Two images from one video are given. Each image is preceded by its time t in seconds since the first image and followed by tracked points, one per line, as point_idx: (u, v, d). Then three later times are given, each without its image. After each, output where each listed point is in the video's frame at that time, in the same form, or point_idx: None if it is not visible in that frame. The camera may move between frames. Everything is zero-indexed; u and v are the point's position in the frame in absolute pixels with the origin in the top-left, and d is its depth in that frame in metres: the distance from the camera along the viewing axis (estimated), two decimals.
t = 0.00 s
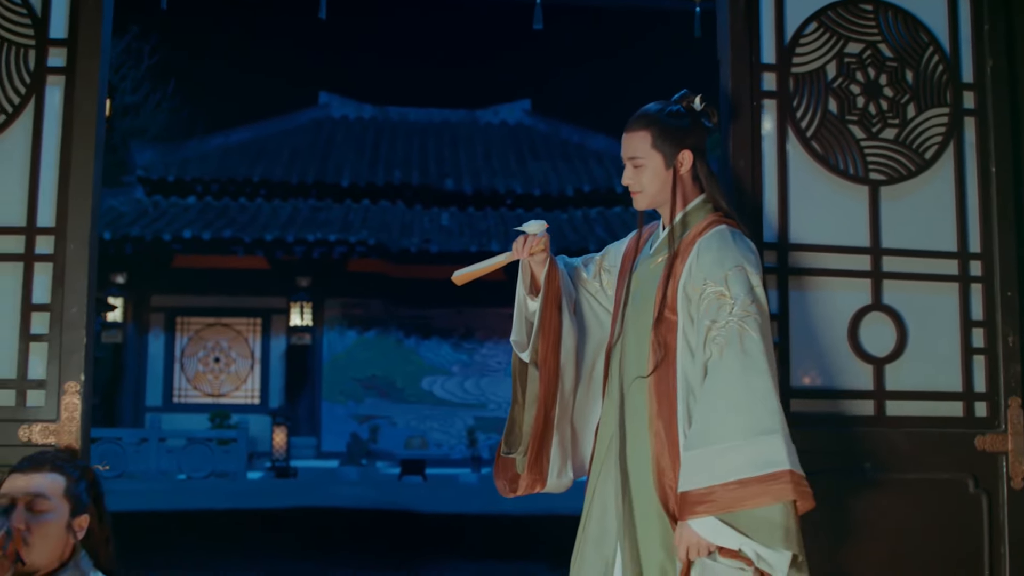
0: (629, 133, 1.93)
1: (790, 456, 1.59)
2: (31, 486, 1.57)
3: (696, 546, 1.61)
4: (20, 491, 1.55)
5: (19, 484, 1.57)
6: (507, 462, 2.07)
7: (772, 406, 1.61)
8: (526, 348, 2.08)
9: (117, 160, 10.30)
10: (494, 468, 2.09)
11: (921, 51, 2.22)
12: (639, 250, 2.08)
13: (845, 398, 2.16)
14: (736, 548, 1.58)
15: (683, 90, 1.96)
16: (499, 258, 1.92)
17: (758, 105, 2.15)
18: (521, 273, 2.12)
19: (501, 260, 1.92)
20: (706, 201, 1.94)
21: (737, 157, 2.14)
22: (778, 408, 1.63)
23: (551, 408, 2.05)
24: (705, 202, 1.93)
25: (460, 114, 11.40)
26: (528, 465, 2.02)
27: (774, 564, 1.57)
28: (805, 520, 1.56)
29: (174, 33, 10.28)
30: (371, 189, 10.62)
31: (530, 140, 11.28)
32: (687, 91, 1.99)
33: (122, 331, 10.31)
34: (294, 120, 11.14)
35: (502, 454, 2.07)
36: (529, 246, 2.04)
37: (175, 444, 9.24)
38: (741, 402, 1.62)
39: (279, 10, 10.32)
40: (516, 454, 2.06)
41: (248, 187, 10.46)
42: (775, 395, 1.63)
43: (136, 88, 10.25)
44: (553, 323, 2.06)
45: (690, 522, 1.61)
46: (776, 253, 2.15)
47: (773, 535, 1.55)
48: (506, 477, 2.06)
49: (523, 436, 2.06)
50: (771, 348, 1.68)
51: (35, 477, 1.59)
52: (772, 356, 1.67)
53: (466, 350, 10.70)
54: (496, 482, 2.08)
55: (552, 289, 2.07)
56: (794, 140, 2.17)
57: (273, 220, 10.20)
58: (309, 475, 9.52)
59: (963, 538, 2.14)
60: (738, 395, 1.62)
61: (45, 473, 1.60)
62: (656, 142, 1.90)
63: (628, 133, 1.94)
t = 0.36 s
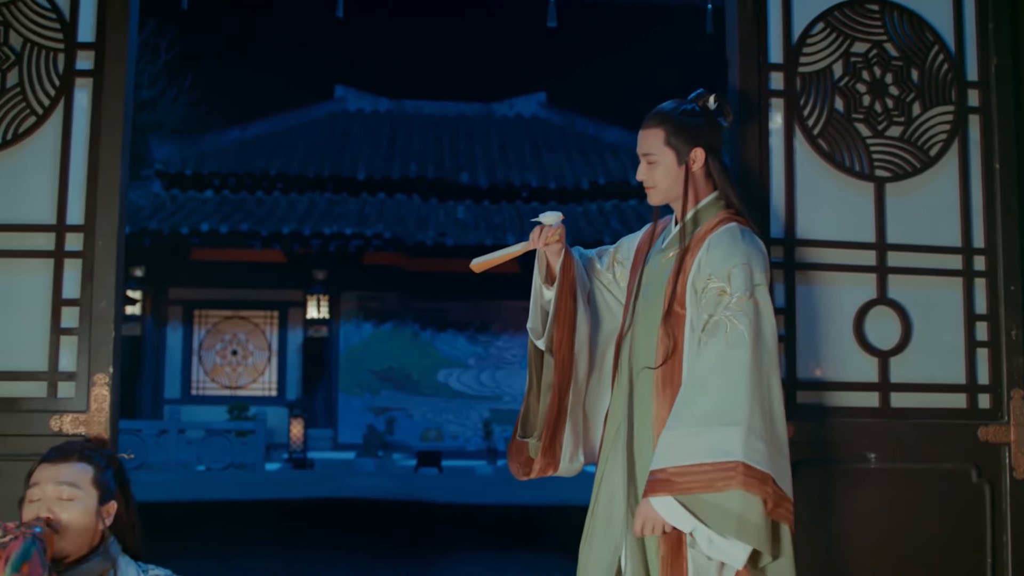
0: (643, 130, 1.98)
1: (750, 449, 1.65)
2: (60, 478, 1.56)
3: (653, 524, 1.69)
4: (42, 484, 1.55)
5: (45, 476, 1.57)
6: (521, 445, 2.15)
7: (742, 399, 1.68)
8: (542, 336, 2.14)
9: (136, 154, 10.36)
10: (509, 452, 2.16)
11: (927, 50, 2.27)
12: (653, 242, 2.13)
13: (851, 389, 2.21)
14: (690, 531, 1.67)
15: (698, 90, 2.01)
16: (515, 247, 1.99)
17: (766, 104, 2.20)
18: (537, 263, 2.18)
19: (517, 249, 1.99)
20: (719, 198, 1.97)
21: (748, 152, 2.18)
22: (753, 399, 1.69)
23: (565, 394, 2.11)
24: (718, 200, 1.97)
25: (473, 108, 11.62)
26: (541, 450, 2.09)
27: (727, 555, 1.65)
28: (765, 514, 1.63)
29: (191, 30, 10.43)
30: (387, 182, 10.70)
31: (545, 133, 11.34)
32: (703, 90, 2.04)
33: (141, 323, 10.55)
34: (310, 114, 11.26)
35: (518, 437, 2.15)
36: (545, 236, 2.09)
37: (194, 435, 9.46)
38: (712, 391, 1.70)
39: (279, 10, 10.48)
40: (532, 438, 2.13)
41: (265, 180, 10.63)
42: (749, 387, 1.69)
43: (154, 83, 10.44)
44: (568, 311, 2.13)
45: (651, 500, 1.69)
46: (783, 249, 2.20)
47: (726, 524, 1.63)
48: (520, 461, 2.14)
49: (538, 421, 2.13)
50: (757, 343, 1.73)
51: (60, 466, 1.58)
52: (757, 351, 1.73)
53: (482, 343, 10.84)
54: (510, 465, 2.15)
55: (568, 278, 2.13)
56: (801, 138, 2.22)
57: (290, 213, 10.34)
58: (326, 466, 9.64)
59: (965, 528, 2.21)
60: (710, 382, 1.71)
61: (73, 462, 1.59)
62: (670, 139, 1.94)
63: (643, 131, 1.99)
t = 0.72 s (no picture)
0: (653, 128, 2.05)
1: (758, 447, 1.74)
2: (85, 474, 1.62)
3: (668, 519, 1.77)
4: (74, 484, 1.61)
5: (73, 473, 1.62)
6: (531, 431, 2.22)
7: (753, 397, 1.77)
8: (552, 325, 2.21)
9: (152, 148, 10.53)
10: (520, 437, 2.24)
11: (929, 50, 2.32)
12: (663, 235, 2.19)
13: (854, 382, 2.27)
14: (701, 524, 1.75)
15: (709, 89, 2.06)
16: (527, 238, 2.06)
17: (771, 103, 2.26)
18: (548, 254, 2.24)
19: (529, 241, 2.06)
20: (728, 196, 2.04)
21: (756, 148, 2.24)
22: (764, 398, 1.78)
23: (574, 383, 2.18)
24: (727, 198, 2.04)
25: (487, 101, 11.54)
26: (551, 436, 2.17)
27: (736, 544, 1.72)
28: (775, 506, 1.72)
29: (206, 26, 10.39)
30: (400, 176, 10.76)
31: (558, 127, 11.34)
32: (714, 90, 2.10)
33: (157, 316, 10.62)
34: (323, 108, 11.30)
35: (529, 422, 2.21)
36: (556, 228, 2.16)
37: (210, 428, 9.56)
38: (723, 391, 1.78)
39: (280, 10, 10.30)
40: (542, 423, 2.20)
41: (279, 174, 10.70)
42: (757, 386, 1.78)
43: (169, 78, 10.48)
44: (578, 302, 2.19)
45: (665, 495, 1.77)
46: (787, 245, 2.25)
47: (738, 516, 1.72)
48: (530, 445, 2.22)
49: (548, 407, 2.20)
50: (766, 343, 1.82)
51: (86, 462, 1.63)
52: (766, 352, 1.81)
53: (494, 335, 10.99)
54: (521, 450, 2.23)
55: (578, 270, 2.19)
56: (805, 136, 2.28)
57: (303, 207, 10.47)
58: (340, 458, 9.75)
59: (965, 517, 2.28)
60: (722, 382, 1.79)
61: (95, 456, 1.65)
62: (678, 136, 2.01)
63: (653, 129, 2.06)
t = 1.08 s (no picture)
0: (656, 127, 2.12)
1: (781, 440, 1.82)
2: (108, 468, 1.68)
3: (697, 514, 1.86)
4: (96, 478, 1.67)
5: (97, 466, 1.68)
6: (537, 421, 2.30)
7: (770, 393, 1.84)
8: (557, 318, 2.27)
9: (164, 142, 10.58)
10: (526, 427, 2.31)
11: (927, 49, 2.37)
12: (666, 229, 2.25)
13: (852, 374, 2.34)
14: (728, 516, 1.81)
15: (711, 88, 2.12)
16: (534, 233, 2.13)
17: (772, 102, 2.31)
18: (552, 250, 2.30)
19: (534, 235, 2.12)
20: (732, 193, 2.10)
21: (758, 145, 2.29)
22: (778, 392, 1.85)
23: (578, 373, 2.25)
24: (731, 195, 2.10)
25: (495, 95, 11.69)
26: (556, 425, 2.24)
27: (763, 534, 1.80)
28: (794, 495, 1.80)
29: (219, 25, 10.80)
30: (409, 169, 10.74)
31: (566, 120, 11.37)
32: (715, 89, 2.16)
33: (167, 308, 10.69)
34: (333, 101, 11.44)
35: (534, 413, 2.29)
36: (558, 224, 2.22)
37: (222, 419, 9.86)
38: (743, 386, 1.85)
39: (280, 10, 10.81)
40: (547, 413, 2.27)
41: (288, 167, 10.64)
42: (775, 381, 1.85)
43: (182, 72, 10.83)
44: (582, 295, 2.25)
45: (691, 491, 1.85)
46: (788, 240, 2.31)
47: (763, 507, 1.79)
48: (537, 435, 2.30)
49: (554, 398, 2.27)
50: (777, 337, 1.88)
51: (108, 455, 1.68)
52: (778, 346, 1.89)
53: (503, 328, 11.20)
54: (528, 440, 2.30)
55: (581, 264, 2.25)
56: (806, 134, 2.33)
57: (314, 200, 10.40)
58: (350, 449, 9.88)
59: (962, 505, 2.34)
60: (739, 379, 1.86)
61: (116, 448, 1.69)
62: (679, 132, 2.07)
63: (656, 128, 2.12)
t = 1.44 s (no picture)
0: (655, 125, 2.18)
1: (775, 429, 1.88)
2: (125, 458, 1.75)
3: (691, 500, 1.94)
4: (112, 467, 1.74)
5: (114, 456, 1.75)
6: (540, 411, 2.36)
7: (767, 383, 1.91)
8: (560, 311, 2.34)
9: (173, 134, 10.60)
10: (529, 418, 2.37)
11: (923, 48, 2.43)
12: (667, 224, 2.31)
13: (848, 365, 2.40)
14: (722, 503, 1.88)
15: (709, 86, 2.19)
16: (538, 229, 2.19)
17: (771, 99, 2.36)
18: (556, 245, 2.36)
19: (539, 231, 2.18)
20: (731, 189, 2.16)
21: (756, 142, 2.35)
22: (774, 381, 1.91)
23: (581, 364, 2.32)
24: (730, 190, 2.16)
25: (501, 86, 11.85)
26: (559, 415, 2.31)
27: (756, 521, 1.85)
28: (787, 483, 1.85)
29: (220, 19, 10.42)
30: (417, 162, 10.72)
31: (572, 111, 11.61)
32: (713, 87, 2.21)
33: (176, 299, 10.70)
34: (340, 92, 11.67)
35: (537, 403, 2.35)
36: (561, 220, 2.29)
37: (230, 410, 9.95)
38: (741, 377, 1.92)
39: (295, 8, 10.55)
40: (550, 403, 2.34)
41: (295, 159, 10.81)
42: (772, 371, 1.91)
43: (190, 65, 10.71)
44: (584, 288, 2.32)
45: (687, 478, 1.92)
46: (786, 234, 2.36)
47: (755, 494, 1.85)
48: (539, 424, 2.35)
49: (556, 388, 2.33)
50: (774, 329, 1.95)
51: (125, 445, 1.76)
52: (775, 338, 1.95)
53: (508, 320, 11.27)
54: (530, 429, 2.37)
55: (584, 259, 2.32)
56: (804, 131, 2.39)
57: (320, 191, 10.53)
58: (356, 440, 9.98)
59: (958, 495, 2.40)
60: (737, 370, 1.92)
61: (132, 439, 1.77)
62: (677, 129, 2.13)
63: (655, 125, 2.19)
